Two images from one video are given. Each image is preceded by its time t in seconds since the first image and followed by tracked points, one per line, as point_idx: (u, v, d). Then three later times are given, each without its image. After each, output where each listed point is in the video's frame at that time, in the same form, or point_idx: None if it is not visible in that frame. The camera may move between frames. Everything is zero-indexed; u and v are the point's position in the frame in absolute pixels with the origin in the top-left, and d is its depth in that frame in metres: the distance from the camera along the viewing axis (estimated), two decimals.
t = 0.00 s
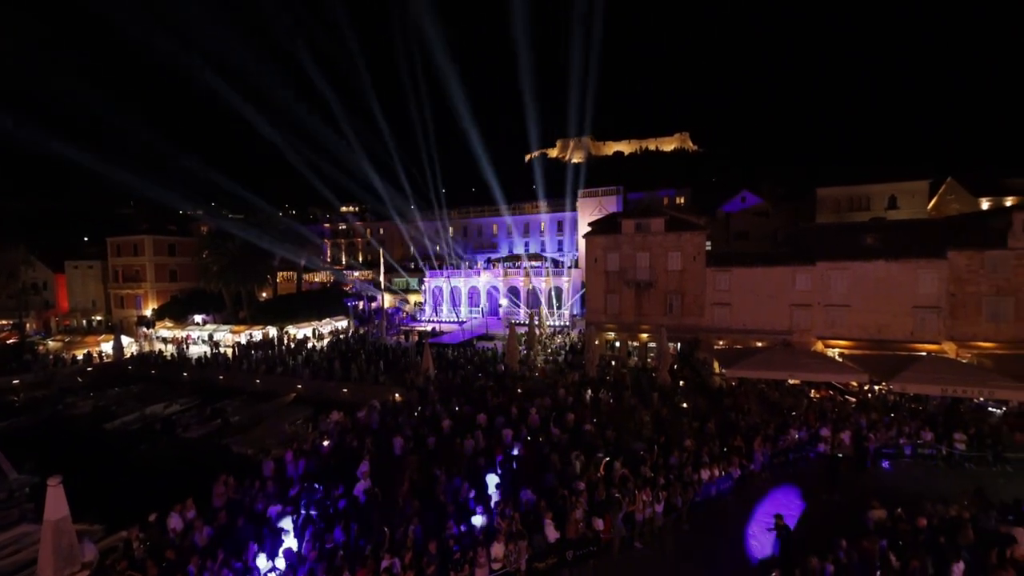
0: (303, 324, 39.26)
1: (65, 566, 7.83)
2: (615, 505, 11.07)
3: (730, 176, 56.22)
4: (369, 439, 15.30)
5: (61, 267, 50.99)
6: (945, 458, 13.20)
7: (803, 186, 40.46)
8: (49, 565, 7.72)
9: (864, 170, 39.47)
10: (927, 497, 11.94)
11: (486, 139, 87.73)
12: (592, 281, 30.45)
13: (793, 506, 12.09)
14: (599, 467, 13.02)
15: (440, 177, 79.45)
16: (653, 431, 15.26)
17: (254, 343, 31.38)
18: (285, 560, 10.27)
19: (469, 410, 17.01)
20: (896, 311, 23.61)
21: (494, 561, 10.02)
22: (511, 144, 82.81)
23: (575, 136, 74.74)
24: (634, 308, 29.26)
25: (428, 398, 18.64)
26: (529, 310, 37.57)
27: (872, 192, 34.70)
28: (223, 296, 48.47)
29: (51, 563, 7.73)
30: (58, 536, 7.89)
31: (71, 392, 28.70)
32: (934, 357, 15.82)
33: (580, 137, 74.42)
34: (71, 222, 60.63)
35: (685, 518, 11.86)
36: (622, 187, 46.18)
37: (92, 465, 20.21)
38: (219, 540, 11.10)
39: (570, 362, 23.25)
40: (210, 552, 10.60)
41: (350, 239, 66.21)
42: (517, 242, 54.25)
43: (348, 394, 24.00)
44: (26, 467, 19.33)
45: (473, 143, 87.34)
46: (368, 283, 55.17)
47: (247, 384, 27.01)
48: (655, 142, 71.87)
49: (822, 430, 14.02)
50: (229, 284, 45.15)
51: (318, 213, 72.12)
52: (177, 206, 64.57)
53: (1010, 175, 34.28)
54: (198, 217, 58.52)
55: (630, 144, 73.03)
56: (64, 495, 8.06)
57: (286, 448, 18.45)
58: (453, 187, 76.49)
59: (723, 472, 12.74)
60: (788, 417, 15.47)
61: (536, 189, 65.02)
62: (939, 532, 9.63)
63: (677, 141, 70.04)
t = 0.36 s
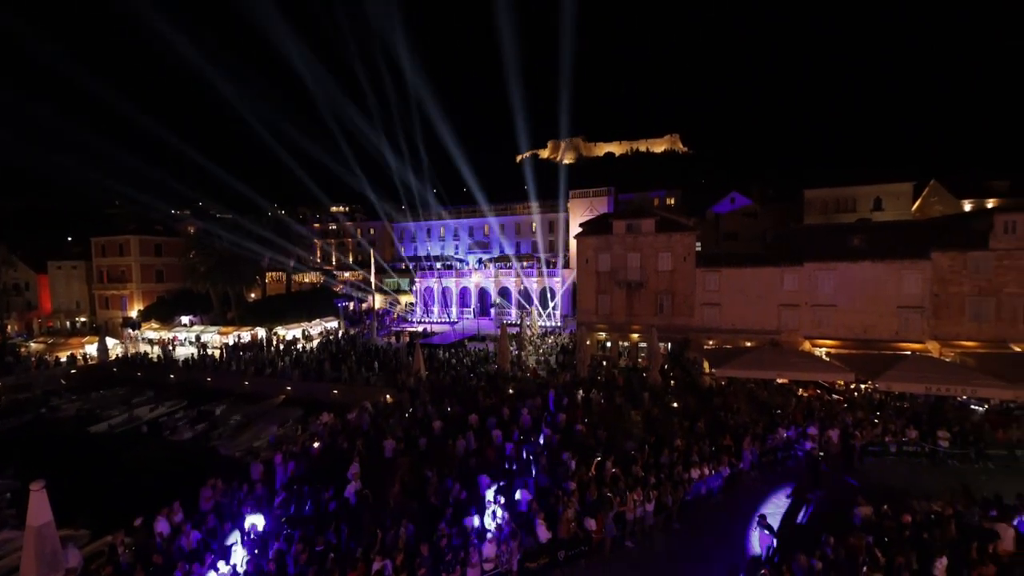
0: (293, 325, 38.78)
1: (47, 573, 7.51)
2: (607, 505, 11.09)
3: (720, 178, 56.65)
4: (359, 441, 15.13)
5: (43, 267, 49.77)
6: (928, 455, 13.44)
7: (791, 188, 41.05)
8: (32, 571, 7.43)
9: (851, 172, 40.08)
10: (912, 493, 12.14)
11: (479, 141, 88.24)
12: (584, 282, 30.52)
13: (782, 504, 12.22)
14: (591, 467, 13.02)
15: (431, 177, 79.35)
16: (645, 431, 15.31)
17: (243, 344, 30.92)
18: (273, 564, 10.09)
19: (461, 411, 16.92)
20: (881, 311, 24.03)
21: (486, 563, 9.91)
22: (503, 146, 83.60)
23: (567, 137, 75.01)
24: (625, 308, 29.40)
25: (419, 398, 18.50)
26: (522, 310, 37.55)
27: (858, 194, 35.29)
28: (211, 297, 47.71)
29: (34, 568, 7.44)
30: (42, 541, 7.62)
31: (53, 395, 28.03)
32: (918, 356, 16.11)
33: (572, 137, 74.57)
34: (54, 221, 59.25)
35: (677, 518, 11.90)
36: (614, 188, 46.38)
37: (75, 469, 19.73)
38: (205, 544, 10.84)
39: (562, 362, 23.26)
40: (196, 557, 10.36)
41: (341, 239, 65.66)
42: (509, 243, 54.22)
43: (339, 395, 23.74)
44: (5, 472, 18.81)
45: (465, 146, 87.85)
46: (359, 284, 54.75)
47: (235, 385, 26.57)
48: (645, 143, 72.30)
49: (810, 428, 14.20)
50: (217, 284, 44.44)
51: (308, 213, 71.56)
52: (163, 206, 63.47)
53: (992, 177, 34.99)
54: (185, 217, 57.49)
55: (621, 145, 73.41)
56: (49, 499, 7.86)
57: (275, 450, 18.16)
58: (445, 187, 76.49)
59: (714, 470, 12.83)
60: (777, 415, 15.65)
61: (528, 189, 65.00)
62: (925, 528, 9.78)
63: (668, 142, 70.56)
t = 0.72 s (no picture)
0: (280, 326, 38.24)
1: None
2: (597, 504, 11.19)
3: (708, 179, 57.39)
4: (348, 443, 15.02)
5: (18, 268, 48.24)
6: (907, 449, 13.85)
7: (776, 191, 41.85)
8: None
9: (834, 175, 40.98)
10: (893, 488, 12.48)
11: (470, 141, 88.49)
12: (574, 282, 30.69)
13: (767, 500, 12.47)
14: (581, 466, 13.10)
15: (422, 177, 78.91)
16: (634, 430, 15.48)
17: (228, 346, 30.40)
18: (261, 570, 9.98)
19: (452, 412, 16.91)
20: (862, 310, 24.63)
21: (477, 564, 9.88)
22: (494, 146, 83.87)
23: (557, 137, 75.37)
24: (615, 308, 29.66)
25: (409, 400, 18.38)
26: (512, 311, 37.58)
27: (840, 196, 36.14)
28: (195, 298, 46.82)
29: None
30: (17, 552, 7.44)
31: (29, 399, 27.20)
32: (897, 354, 16.56)
33: (563, 138, 74.96)
34: (30, 220, 57.46)
35: (666, 515, 12.08)
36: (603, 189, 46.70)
37: (53, 476, 19.18)
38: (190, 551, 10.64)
39: (553, 363, 23.36)
40: (180, 564, 10.15)
41: (329, 239, 64.99)
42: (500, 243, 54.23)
43: (327, 398, 23.44)
44: None
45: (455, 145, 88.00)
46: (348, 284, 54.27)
47: (220, 389, 26.09)
48: (635, 145, 72.92)
49: (794, 425, 14.53)
50: (200, 285, 43.64)
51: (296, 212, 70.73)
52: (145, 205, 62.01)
53: (968, 181, 36.09)
54: (168, 216, 56.34)
55: (611, 146, 73.93)
56: (21, 507, 7.60)
57: (261, 454, 17.89)
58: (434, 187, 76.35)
59: (702, 468, 13.04)
60: (762, 412, 15.97)
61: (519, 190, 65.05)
62: (903, 521, 10.08)
63: (656, 144, 71.31)
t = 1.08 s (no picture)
0: (265, 327, 37.52)
1: None
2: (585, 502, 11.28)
3: (694, 180, 58.13)
4: (335, 445, 14.83)
5: None
6: (886, 444, 14.23)
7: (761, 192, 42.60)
8: None
9: (816, 177, 41.92)
10: (872, 483, 12.80)
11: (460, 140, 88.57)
12: (563, 282, 30.81)
13: (752, 496, 12.73)
14: (570, 466, 13.13)
15: (410, 176, 78.53)
16: (623, 429, 15.60)
17: (211, 348, 29.74)
18: None
19: (441, 413, 16.82)
20: (843, 309, 25.24)
21: (465, 565, 9.83)
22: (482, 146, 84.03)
23: (546, 137, 75.59)
24: (603, 308, 29.88)
25: (398, 401, 18.22)
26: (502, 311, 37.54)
27: (822, 198, 36.97)
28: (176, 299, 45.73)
29: None
30: None
31: None
32: (877, 352, 17.00)
33: (552, 138, 75.20)
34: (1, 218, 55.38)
35: (653, 510, 12.25)
36: (592, 190, 46.94)
37: (26, 483, 18.52)
38: (170, 559, 10.35)
39: (541, 363, 23.41)
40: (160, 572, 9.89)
41: (315, 238, 64.19)
42: (488, 243, 54.15)
43: (313, 399, 23.07)
44: None
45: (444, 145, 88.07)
46: (335, 284, 53.65)
47: (202, 391, 25.50)
48: (623, 145, 73.46)
49: (777, 422, 14.82)
50: (181, 286, 42.67)
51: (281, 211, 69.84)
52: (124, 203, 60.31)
53: (943, 184, 37.27)
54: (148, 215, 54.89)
55: (599, 147, 74.34)
56: None
57: (245, 457, 17.56)
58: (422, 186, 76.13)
59: (689, 465, 13.23)
60: (747, 410, 16.25)
61: (507, 189, 65.00)
62: (882, 515, 10.36)
63: (644, 145, 71.99)
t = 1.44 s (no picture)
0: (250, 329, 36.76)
1: None
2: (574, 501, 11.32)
3: (682, 182, 58.80)
4: (322, 448, 14.57)
5: None
6: (867, 441, 14.53)
7: (746, 194, 43.24)
8: None
9: (800, 179, 42.73)
10: (855, 480, 13.04)
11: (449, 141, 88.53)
12: (552, 282, 30.85)
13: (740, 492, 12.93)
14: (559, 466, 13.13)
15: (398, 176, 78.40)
16: (612, 428, 15.66)
17: (194, 350, 29.03)
18: None
19: (430, 414, 16.68)
20: (827, 309, 25.76)
21: (455, 566, 9.76)
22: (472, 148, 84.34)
23: (535, 138, 75.82)
24: (592, 308, 30.01)
25: (386, 402, 17.98)
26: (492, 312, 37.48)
27: (806, 200, 37.70)
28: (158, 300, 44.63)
29: None
30: None
31: None
32: (859, 351, 17.38)
33: (541, 139, 75.49)
34: None
35: (642, 508, 12.36)
36: (581, 191, 47.14)
37: None
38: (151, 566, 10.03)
39: (531, 363, 23.40)
40: None
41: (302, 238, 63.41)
42: (477, 243, 54.02)
43: (300, 402, 22.66)
44: None
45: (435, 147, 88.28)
46: (322, 285, 53.07)
47: (185, 395, 24.87)
48: (611, 147, 73.95)
49: (763, 420, 15.03)
50: (164, 286, 41.67)
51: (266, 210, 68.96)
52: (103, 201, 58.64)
53: (921, 186, 38.31)
54: (129, 215, 53.51)
55: (588, 148, 74.74)
56: None
57: (229, 461, 17.15)
58: (410, 187, 76.06)
59: (677, 463, 13.37)
60: (733, 408, 16.43)
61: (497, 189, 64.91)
62: (864, 510, 10.60)
63: (632, 147, 72.58)
